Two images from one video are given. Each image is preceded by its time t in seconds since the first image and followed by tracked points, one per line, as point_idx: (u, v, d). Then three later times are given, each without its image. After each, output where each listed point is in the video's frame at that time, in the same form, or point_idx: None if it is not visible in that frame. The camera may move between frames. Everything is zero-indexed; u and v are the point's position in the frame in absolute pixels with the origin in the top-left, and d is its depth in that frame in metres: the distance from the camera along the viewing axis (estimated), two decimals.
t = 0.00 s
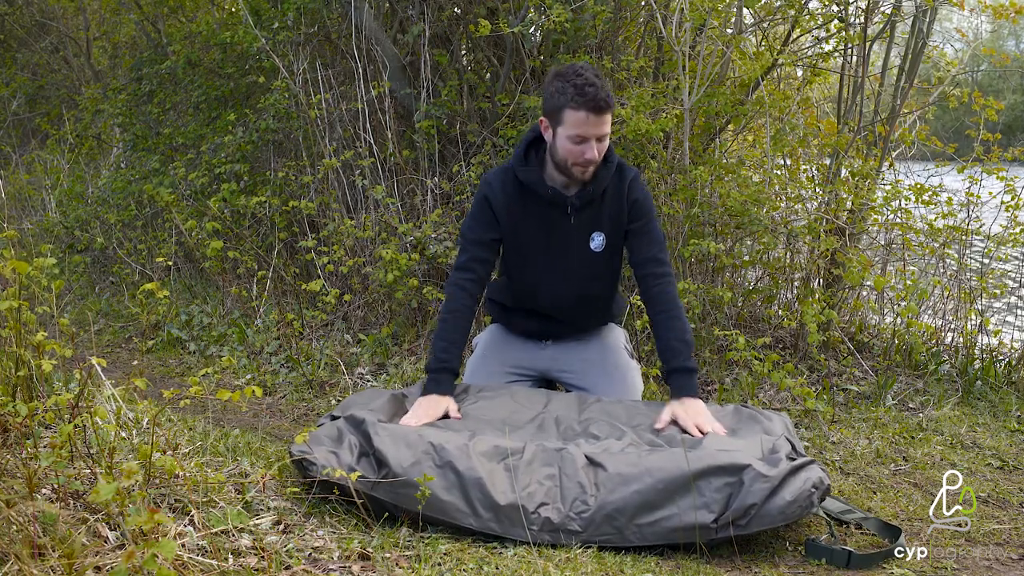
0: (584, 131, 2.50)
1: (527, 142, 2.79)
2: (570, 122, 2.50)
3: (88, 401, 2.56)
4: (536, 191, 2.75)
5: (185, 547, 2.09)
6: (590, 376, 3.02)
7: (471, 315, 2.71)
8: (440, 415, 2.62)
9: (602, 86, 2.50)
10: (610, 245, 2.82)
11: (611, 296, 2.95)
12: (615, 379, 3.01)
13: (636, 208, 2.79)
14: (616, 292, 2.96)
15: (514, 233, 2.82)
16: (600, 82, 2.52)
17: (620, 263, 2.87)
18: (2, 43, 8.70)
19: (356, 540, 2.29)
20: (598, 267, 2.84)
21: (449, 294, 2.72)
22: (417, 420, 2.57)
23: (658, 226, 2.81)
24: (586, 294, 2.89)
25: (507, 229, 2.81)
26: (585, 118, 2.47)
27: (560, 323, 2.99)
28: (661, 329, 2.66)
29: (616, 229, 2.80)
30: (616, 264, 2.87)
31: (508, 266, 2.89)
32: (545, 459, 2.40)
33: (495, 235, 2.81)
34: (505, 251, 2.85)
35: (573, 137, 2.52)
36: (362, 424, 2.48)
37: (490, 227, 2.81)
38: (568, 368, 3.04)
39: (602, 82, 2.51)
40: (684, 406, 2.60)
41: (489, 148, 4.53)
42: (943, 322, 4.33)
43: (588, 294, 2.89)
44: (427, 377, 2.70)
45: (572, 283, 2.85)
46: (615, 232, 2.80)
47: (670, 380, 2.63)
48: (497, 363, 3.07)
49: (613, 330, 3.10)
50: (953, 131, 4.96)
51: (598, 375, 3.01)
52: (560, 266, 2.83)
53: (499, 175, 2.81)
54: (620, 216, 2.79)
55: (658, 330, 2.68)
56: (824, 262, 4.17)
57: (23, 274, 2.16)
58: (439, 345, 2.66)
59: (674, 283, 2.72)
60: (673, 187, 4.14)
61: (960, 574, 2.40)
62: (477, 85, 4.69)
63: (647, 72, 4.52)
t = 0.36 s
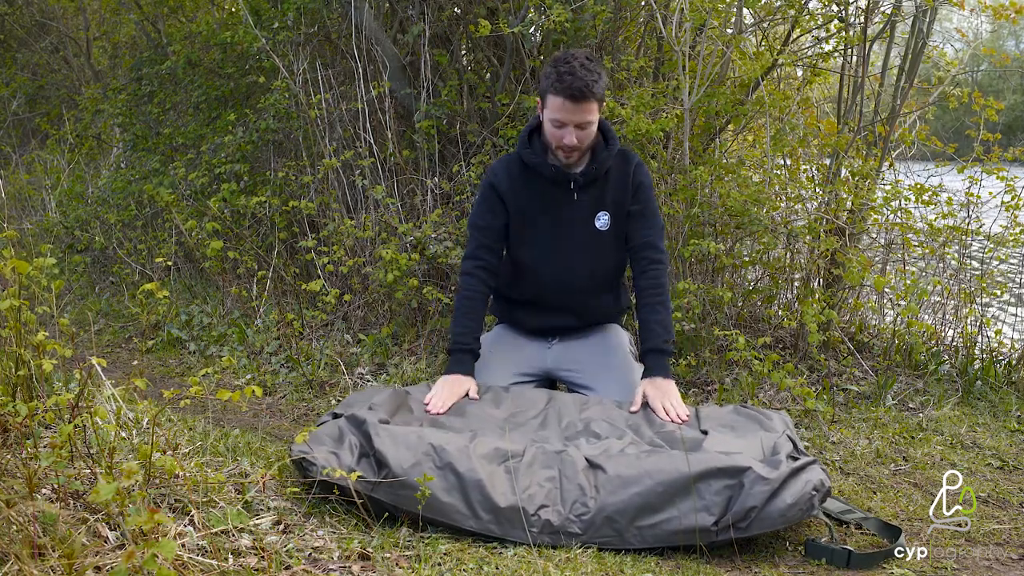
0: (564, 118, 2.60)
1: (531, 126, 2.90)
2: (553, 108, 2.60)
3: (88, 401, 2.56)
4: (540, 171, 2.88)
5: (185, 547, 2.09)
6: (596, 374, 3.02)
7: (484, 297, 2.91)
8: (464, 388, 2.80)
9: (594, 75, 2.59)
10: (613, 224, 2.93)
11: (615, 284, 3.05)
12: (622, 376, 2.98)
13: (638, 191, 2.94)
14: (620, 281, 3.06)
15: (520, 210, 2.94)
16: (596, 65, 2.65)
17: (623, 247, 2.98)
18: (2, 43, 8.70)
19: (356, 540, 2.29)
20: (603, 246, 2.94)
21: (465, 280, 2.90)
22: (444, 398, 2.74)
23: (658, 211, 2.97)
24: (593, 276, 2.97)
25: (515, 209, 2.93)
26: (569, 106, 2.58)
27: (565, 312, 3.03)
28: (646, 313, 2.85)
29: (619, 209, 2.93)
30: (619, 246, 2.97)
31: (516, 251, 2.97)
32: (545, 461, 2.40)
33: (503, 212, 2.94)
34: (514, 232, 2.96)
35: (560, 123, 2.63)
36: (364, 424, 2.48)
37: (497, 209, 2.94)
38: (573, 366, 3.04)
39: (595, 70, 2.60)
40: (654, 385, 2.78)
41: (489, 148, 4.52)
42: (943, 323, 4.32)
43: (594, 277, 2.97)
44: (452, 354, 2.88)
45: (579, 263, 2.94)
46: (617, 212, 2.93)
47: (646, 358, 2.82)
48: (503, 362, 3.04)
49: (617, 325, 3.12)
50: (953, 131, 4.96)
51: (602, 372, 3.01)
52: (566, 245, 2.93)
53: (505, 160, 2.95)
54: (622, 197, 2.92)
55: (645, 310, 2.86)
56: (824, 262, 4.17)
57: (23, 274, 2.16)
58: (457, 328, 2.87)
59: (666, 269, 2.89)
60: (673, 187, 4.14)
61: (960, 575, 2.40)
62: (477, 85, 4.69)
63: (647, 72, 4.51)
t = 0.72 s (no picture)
0: (543, 104, 2.70)
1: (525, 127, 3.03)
2: (533, 95, 2.71)
3: (88, 401, 2.56)
4: (535, 164, 2.97)
5: (185, 547, 2.09)
6: (595, 373, 3.00)
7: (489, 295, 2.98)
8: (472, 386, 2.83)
9: (578, 65, 2.69)
10: (607, 219, 2.97)
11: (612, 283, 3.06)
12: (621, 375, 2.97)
13: (632, 189, 3.00)
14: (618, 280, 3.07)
15: (516, 204, 3.00)
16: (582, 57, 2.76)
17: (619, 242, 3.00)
18: (2, 43, 8.71)
19: (356, 540, 2.29)
20: (596, 239, 2.97)
21: (469, 276, 2.98)
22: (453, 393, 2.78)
23: (651, 211, 3.02)
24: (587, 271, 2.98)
25: (511, 203, 3.01)
26: (547, 91, 2.67)
27: (562, 308, 3.04)
28: (634, 307, 2.87)
29: (612, 203, 2.97)
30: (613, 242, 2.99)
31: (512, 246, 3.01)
32: (544, 461, 2.39)
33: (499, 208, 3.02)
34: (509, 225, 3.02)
35: (540, 111, 2.73)
36: (363, 424, 2.48)
37: (495, 204, 3.03)
38: (572, 366, 3.03)
39: (576, 58, 2.70)
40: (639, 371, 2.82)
41: (489, 148, 4.52)
42: (943, 323, 4.32)
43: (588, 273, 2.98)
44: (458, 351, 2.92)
45: (572, 256, 2.96)
46: (611, 207, 2.97)
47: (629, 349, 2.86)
48: (501, 361, 3.03)
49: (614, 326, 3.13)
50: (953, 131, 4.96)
51: (601, 370, 2.99)
52: (560, 238, 2.96)
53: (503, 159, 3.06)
54: (616, 192, 2.98)
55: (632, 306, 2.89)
56: (824, 262, 4.17)
57: (23, 274, 2.16)
58: (464, 322, 2.92)
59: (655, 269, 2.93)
60: (673, 187, 4.14)
61: (959, 574, 2.40)
62: (477, 85, 4.69)
63: (647, 73, 4.52)
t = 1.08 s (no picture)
0: (519, 110, 2.63)
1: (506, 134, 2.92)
2: (507, 102, 2.64)
3: (88, 401, 2.56)
4: (520, 175, 2.88)
5: (185, 547, 2.09)
6: (592, 374, 2.98)
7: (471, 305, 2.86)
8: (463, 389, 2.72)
9: (553, 68, 2.63)
10: (598, 225, 2.92)
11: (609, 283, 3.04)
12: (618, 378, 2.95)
13: (621, 191, 2.94)
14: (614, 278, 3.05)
15: (504, 216, 2.92)
16: (558, 61, 2.68)
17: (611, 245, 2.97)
18: (2, 43, 8.70)
19: (356, 540, 2.29)
20: (589, 246, 2.92)
21: (450, 288, 2.87)
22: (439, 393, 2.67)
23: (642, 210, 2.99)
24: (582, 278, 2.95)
25: (499, 215, 2.93)
26: (520, 97, 2.60)
27: (557, 313, 3.01)
28: (628, 305, 2.92)
29: (602, 208, 2.92)
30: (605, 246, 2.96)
31: (503, 257, 2.96)
32: (544, 462, 2.39)
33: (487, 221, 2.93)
34: (499, 238, 2.94)
35: (516, 118, 2.66)
36: (363, 425, 2.48)
37: (481, 217, 2.94)
38: (570, 367, 3.02)
39: (549, 61, 2.63)
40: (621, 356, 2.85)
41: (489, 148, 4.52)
42: (943, 323, 4.32)
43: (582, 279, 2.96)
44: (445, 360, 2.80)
45: (566, 265, 2.91)
46: (603, 212, 2.92)
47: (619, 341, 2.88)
48: (500, 361, 3.07)
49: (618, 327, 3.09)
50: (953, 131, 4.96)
51: (600, 370, 2.97)
52: (552, 249, 2.90)
53: (484, 169, 2.96)
54: (607, 197, 2.92)
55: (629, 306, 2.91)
56: (824, 262, 4.17)
57: (23, 275, 2.16)
58: (448, 334, 2.81)
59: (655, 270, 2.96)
60: (673, 187, 4.14)
61: (959, 574, 2.40)
62: (477, 85, 4.69)
63: (647, 73, 4.51)
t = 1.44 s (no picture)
0: (502, 118, 2.59)
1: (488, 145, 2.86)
2: (490, 111, 2.60)
3: (88, 401, 2.56)
4: (511, 185, 2.83)
5: (185, 547, 2.10)
6: (592, 374, 2.98)
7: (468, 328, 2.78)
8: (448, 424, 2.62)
9: (531, 72, 2.58)
10: (594, 224, 2.90)
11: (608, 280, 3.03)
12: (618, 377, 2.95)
13: (613, 186, 2.92)
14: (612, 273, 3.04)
15: (502, 228, 2.88)
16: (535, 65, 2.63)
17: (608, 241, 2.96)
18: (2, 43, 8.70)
19: (356, 540, 2.29)
20: (587, 246, 2.90)
21: (447, 309, 2.80)
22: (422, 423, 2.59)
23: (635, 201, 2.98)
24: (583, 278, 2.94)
25: (494, 227, 2.88)
26: (501, 105, 2.57)
27: (557, 316, 3.01)
28: (625, 301, 2.93)
29: (596, 207, 2.90)
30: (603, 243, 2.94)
31: (502, 266, 2.93)
32: (544, 460, 2.39)
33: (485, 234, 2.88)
34: (496, 250, 2.90)
35: (499, 127, 2.62)
36: (361, 425, 2.47)
37: (475, 231, 2.89)
38: (570, 367, 3.02)
39: (527, 65, 2.59)
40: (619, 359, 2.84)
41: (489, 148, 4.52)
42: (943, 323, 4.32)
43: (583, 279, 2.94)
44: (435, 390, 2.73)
45: (566, 268, 2.90)
46: (598, 212, 2.90)
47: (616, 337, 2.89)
48: (501, 363, 3.07)
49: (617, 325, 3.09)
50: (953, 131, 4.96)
51: (599, 370, 2.97)
52: (551, 254, 2.88)
53: (473, 182, 2.91)
54: (601, 195, 2.90)
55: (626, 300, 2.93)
56: (824, 262, 4.17)
57: (23, 275, 2.16)
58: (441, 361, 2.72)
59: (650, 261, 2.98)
60: (673, 187, 4.14)
61: (959, 574, 2.40)
62: (477, 85, 4.69)
63: (647, 73, 4.51)
